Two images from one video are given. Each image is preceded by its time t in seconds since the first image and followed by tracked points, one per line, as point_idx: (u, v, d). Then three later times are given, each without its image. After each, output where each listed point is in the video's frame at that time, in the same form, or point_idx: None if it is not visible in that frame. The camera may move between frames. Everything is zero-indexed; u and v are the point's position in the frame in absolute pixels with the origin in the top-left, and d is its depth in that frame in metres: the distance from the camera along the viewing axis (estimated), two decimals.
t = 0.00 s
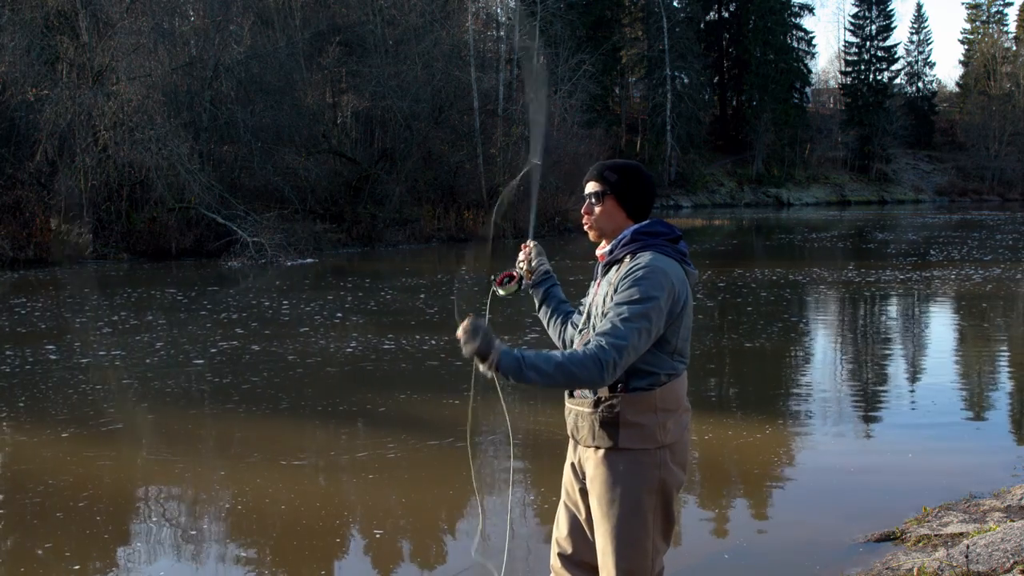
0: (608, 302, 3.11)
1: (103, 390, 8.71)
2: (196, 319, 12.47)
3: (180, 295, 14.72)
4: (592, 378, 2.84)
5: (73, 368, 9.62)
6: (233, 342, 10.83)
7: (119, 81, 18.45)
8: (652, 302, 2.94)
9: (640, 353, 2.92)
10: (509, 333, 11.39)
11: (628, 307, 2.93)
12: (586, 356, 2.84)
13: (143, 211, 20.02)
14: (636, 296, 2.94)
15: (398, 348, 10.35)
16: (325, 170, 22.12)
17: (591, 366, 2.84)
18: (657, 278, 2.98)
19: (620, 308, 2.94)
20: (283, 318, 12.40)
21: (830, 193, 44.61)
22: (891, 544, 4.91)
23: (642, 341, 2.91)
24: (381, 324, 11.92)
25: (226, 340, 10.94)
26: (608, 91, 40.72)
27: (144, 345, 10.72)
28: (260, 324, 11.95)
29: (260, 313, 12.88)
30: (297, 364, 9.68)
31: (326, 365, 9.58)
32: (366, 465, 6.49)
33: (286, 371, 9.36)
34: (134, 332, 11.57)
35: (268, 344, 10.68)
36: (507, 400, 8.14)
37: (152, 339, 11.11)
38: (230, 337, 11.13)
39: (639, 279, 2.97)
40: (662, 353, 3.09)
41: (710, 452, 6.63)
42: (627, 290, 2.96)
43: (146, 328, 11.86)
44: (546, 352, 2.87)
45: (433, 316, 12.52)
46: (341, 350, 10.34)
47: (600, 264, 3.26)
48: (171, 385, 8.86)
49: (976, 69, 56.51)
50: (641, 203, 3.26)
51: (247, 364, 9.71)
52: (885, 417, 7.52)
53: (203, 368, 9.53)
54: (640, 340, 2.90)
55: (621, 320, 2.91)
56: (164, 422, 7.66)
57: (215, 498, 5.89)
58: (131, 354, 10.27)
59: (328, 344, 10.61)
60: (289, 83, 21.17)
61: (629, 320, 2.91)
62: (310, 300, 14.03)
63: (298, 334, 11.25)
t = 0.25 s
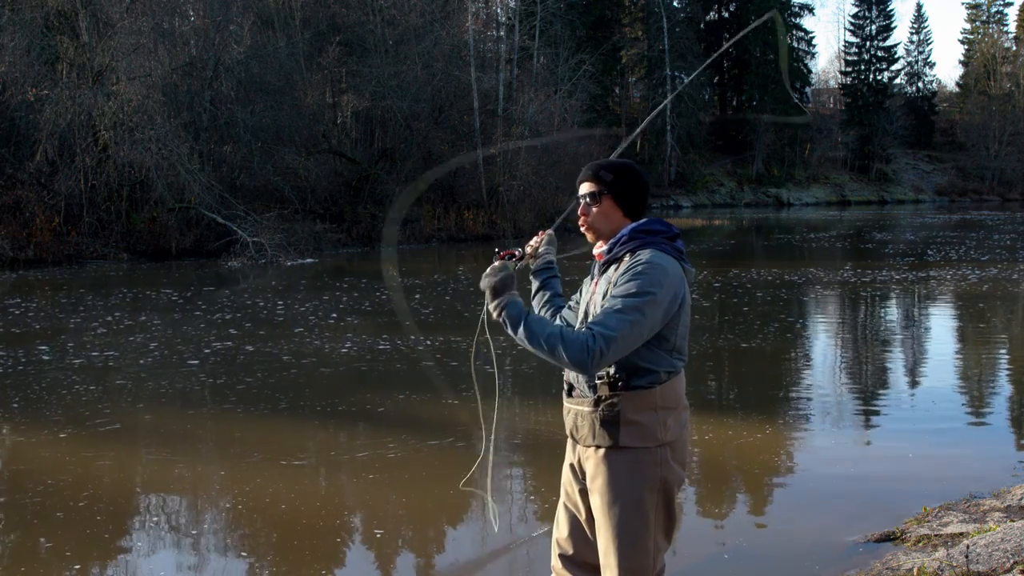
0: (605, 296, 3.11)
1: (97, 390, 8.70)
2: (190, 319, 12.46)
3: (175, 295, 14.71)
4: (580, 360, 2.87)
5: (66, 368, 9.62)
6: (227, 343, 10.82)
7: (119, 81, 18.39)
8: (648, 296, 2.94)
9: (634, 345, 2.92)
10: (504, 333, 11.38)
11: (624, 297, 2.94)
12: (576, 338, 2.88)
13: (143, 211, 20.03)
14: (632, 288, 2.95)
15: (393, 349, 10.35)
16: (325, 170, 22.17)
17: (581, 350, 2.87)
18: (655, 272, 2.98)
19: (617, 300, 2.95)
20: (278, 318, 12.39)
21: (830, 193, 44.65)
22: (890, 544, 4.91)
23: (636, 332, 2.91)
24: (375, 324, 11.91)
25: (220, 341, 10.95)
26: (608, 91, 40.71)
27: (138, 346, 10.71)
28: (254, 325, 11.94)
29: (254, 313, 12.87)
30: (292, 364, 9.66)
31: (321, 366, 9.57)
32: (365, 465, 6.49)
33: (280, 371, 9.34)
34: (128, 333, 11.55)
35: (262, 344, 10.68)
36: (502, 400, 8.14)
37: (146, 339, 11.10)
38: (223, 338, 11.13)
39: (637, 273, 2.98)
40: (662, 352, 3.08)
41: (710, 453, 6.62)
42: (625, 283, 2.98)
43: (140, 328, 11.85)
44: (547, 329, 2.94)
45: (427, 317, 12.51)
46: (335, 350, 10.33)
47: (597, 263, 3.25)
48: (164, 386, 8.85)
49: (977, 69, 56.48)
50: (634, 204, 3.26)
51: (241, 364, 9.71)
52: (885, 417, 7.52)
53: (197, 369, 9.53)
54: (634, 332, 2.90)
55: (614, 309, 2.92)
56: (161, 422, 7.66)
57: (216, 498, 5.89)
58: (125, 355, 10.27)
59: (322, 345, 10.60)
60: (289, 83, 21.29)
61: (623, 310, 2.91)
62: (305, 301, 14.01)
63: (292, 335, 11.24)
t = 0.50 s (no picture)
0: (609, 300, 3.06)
1: (90, 391, 8.69)
2: (184, 320, 12.47)
3: (170, 295, 14.71)
4: (614, 378, 2.80)
5: (62, 368, 9.62)
6: (220, 343, 10.83)
7: (119, 81, 18.41)
8: (658, 301, 2.92)
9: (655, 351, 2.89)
10: (498, 333, 11.36)
11: (638, 307, 2.91)
12: (608, 357, 2.80)
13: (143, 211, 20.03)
14: (642, 296, 2.92)
15: (390, 349, 10.35)
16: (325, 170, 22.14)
17: (613, 366, 2.80)
18: (662, 275, 2.97)
19: (628, 309, 2.92)
20: (271, 319, 12.40)
21: (830, 193, 44.66)
22: (890, 544, 4.91)
23: (656, 340, 2.88)
24: (369, 325, 11.92)
25: (213, 341, 10.98)
26: (608, 91, 40.71)
27: (131, 346, 10.72)
28: (247, 325, 11.94)
29: (248, 313, 12.87)
30: (286, 365, 9.66)
31: (316, 367, 9.56)
32: (365, 465, 6.49)
33: (274, 372, 9.34)
34: (123, 333, 11.55)
35: (255, 345, 10.68)
36: (496, 400, 8.15)
37: (139, 340, 11.10)
38: (216, 338, 11.14)
39: (642, 277, 2.96)
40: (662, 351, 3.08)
41: (709, 453, 6.62)
42: (632, 291, 2.95)
43: (134, 328, 11.85)
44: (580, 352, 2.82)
45: (420, 317, 12.51)
46: (329, 350, 10.33)
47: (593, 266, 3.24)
48: (158, 387, 8.84)
49: (976, 69, 56.53)
50: (627, 205, 3.26)
51: (235, 365, 9.72)
52: (885, 418, 7.51)
53: (190, 370, 9.53)
54: (656, 340, 2.88)
55: (633, 321, 2.88)
56: (158, 422, 7.66)
57: (216, 498, 5.89)
58: (119, 355, 10.27)
59: (316, 345, 10.60)
60: (289, 83, 21.29)
61: (641, 319, 2.88)
62: (299, 301, 14.02)
63: (286, 335, 11.25)
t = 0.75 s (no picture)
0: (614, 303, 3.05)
1: (84, 392, 8.68)
2: (177, 320, 12.47)
3: (164, 296, 14.70)
4: (670, 400, 2.90)
5: (62, 368, 9.64)
6: (214, 344, 10.82)
7: (119, 81, 18.41)
8: (673, 305, 2.93)
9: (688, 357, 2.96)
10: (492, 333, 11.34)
11: (657, 314, 2.91)
12: (653, 384, 2.88)
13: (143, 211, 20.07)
14: (655, 303, 2.92)
15: (387, 349, 10.37)
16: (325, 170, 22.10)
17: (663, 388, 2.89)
18: (670, 276, 2.97)
19: (646, 318, 2.93)
20: (265, 319, 12.39)
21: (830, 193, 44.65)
22: (891, 544, 4.90)
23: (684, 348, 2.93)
24: (362, 325, 11.90)
25: (206, 341, 10.98)
26: (608, 91, 40.71)
27: (123, 347, 10.72)
28: (241, 326, 11.93)
29: (243, 314, 12.87)
30: (279, 366, 9.64)
31: (310, 367, 9.55)
32: (365, 465, 6.49)
33: (267, 372, 9.34)
34: (117, 334, 11.54)
35: (249, 345, 10.68)
36: (496, 400, 8.15)
37: (132, 340, 11.09)
38: (210, 338, 11.14)
39: (652, 281, 2.95)
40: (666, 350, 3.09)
41: (709, 453, 6.62)
42: (642, 299, 2.95)
43: (129, 329, 11.85)
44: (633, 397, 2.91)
45: (414, 317, 12.51)
46: (324, 351, 10.32)
47: (592, 266, 3.23)
48: (151, 387, 8.83)
49: (976, 69, 56.54)
50: (628, 203, 3.27)
51: (228, 365, 9.71)
52: (885, 418, 7.52)
53: (182, 371, 9.52)
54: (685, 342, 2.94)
55: (660, 332, 2.90)
56: (156, 422, 7.66)
57: (216, 498, 5.89)
58: (111, 356, 10.26)
59: (311, 346, 10.59)
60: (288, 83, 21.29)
61: (669, 329, 2.90)
62: (293, 301, 14.01)
63: (280, 336, 11.24)
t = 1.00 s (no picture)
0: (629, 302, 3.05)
1: (78, 393, 8.66)
2: (171, 321, 12.45)
3: (159, 296, 14.68)
4: (692, 399, 2.93)
5: (62, 368, 9.65)
6: (208, 345, 10.81)
7: (119, 81, 18.41)
8: (685, 308, 2.96)
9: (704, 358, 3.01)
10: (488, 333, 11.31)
11: (670, 316, 2.95)
12: (677, 385, 2.91)
13: (143, 211, 19.90)
14: (668, 306, 2.95)
15: (387, 349, 10.37)
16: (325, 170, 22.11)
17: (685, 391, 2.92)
18: (679, 277, 3.00)
19: (663, 321, 2.96)
20: (260, 320, 12.38)
21: (830, 193, 44.61)
22: (891, 544, 4.90)
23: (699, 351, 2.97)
24: (356, 326, 11.88)
25: (200, 342, 10.98)
26: (608, 91, 40.69)
27: (116, 347, 10.70)
28: (235, 327, 11.91)
29: (237, 314, 12.85)
30: (273, 366, 9.63)
31: (305, 368, 9.53)
32: (366, 465, 6.49)
33: (261, 373, 9.32)
34: (112, 334, 11.53)
35: (243, 346, 10.66)
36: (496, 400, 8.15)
37: (126, 341, 11.08)
38: (204, 339, 11.13)
39: (661, 283, 2.98)
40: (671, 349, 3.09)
41: (708, 454, 6.61)
42: (654, 301, 2.97)
43: (123, 329, 11.83)
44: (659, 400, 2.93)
45: (408, 318, 12.48)
46: (319, 351, 10.31)
47: (595, 264, 3.22)
48: (146, 388, 8.82)
49: (976, 68, 56.52)
50: (631, 201, 3.27)
51: (222, 366, 9.70)
52: (886, 418, 7.51)
53: (176, 371, 9.50)
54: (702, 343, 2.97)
55: (678, 334, 2.93)
56: (154, 423, 7.66)
57: (216, 498, 5.89)
58: (106, 357, 10.25)
59: (306, 346, 10.57)
60: (288, 83, 21.29)
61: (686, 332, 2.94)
62: (288, 302, 13.99)
63: (274, 336, 11.23)
